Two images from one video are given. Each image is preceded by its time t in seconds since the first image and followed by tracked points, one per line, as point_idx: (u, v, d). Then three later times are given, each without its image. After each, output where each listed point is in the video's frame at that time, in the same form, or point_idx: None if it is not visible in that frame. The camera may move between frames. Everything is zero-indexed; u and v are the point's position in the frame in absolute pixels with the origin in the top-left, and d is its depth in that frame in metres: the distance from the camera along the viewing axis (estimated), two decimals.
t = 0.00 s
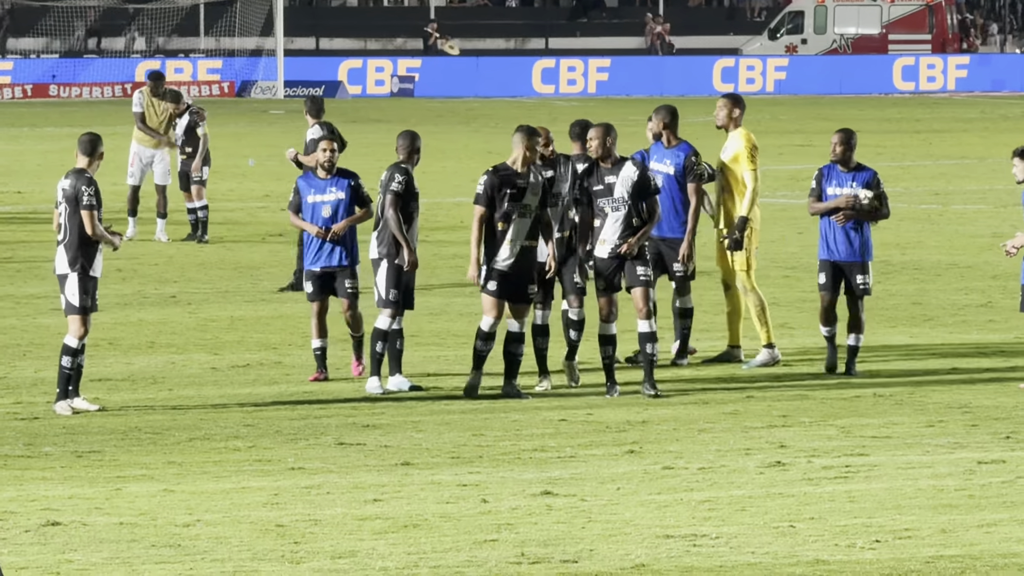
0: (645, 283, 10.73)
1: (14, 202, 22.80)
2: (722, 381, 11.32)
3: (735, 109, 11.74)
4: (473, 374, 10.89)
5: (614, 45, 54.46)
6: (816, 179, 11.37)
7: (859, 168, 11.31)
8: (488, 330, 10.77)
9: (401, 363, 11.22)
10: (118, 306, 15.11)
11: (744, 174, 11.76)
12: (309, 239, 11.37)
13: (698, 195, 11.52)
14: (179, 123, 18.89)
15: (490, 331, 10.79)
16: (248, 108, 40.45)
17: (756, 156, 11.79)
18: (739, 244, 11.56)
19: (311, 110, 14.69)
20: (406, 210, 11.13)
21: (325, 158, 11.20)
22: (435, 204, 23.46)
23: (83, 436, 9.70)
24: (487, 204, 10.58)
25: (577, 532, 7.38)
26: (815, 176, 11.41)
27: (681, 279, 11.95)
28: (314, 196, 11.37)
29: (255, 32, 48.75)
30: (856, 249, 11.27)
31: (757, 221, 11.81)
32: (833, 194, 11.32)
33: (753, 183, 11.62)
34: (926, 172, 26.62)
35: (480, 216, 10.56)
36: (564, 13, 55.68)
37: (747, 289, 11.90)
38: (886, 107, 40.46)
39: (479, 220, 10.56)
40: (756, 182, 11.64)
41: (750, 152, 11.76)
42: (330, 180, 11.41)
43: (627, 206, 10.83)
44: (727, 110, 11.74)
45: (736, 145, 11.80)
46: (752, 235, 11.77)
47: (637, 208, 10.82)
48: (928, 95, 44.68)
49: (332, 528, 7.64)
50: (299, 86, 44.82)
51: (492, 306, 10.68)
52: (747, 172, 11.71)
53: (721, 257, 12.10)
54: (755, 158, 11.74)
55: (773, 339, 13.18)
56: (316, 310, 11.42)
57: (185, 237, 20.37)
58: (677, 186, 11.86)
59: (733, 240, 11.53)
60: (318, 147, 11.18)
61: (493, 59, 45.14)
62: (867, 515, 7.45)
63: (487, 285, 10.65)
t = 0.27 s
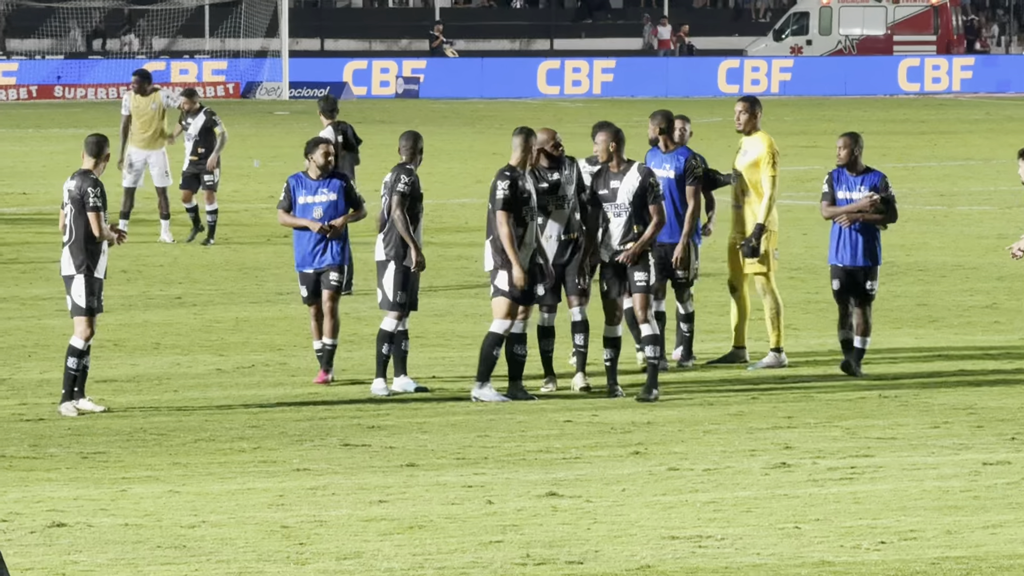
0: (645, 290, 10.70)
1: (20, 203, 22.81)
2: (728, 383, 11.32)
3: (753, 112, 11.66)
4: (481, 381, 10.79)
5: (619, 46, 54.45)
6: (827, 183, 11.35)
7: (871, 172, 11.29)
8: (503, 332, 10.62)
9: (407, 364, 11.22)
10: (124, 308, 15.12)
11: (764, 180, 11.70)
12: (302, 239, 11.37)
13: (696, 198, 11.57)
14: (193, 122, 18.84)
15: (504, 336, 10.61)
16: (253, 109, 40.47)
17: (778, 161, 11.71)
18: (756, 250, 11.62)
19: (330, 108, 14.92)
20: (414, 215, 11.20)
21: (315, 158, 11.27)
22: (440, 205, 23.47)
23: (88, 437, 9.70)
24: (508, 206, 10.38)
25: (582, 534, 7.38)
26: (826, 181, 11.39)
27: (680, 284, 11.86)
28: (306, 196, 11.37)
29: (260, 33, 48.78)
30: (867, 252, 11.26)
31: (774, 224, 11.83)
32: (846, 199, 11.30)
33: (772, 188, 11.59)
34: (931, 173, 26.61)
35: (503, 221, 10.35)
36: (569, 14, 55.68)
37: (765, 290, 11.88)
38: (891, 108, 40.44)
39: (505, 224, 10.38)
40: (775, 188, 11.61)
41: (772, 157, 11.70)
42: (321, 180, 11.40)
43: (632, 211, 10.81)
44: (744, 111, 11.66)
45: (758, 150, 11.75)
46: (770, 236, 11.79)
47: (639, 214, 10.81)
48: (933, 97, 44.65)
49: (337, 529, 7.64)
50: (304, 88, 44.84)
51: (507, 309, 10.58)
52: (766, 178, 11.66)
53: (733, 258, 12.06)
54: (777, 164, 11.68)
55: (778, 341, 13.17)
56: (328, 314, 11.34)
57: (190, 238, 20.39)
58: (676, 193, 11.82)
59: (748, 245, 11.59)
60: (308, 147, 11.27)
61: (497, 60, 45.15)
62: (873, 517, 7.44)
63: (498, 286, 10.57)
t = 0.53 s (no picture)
0: (649, 299, 10.57)
1: (28, 207, 22.83)
2: (737, 386, 11.33)
3: (771, 118, 11.82)
4: (490, 387, 10.79)
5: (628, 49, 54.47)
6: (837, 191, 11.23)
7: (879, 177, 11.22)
8: (506, 339, 10.63)
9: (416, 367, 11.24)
10: (133, 311, 15.14)
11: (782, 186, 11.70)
12: (297, 243, 11.24)
13: (699, 197, 11.32)
14: (206, 128, 18.79)
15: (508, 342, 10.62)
16: (261, 113, 40.51)
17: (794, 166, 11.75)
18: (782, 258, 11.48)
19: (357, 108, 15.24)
20: (420, 216, 11.23)
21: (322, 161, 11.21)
22: (449, 209, 23.49)
23: (97, 441, 9.68)
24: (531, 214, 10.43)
25: (591, 537, 7.38)
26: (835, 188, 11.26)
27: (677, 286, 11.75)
28: (307, 200, 11.27)
29: (269, 36, 48.85)
30: (884, 257, 11.15)
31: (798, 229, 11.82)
32: (856, 205, 11.20)
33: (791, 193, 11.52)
34: (940, 176, 26.58)
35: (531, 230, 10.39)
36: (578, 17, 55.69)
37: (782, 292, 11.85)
38: (900, 111, 40.40)
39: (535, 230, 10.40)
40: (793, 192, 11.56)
41: (789, 162, 11.73)
42: (324, 187, 11.33)
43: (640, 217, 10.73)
44: (763, 119, 11.83)
45: (775, 155, 11.78)
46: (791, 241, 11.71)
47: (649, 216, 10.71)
48: (941, 99, 44.62)
49: (346, 532, 7.65)
50: (313, 91, 44.88)
51: (511, 316, 10.61)
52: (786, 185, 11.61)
53: (754, 262, 12.04)
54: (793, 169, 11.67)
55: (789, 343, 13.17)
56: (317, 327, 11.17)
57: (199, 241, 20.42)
58: (677, 192, 11.71)
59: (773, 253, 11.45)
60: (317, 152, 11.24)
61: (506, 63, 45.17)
62: (882, 520, 7.43)
63: (505, 293, 10.59)
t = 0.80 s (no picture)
0: (651, 302, 10.51)
1: (38, 208, 22.87)
2: (745, 388, 11.34)
3: (785, 121, 11.72)
4: (498, 390, 10.80)
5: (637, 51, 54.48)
6: (841, 194, 11.23)
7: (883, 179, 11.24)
8: (506, 340, 10.67)
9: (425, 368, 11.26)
10: (142, 313, 15.16)
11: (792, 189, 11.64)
12: (294, 242, 11.17)
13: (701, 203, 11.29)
14: (211, 130, 18.64)
15: (508, 345, 10.67)
16: (270, 115, 40.55)
17: (802, 170, 11.67)
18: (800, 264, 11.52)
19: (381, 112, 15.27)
20: (424, 219, 11.24)
21: (326, 162, 11.16)
22: (458, 210, 23.51)
23: (106, 442, 9.68)
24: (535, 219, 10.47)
25: (600, 538, 7.38)
26: (840, 189, 11.25)
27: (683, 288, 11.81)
28: (310, 201, 11.22)
29: (278, 38, 48.90)
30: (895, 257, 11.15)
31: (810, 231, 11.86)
32: (863, 207, 11.22)
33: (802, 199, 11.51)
34: (949, 177, 26.57)
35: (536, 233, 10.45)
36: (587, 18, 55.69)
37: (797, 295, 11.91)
38: (908, 113, 40.37)
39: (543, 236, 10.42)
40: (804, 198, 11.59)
41: (798, 166, 11.65)
42: (326, 188, 11.31)
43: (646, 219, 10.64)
44: (779, 121, 11.74)
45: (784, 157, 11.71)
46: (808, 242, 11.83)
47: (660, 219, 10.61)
48: (950, 101, 44.57)
49: (355, 534, 7.66)
50: (322, 93, 44.92)
51: (509, 317, 10.64)
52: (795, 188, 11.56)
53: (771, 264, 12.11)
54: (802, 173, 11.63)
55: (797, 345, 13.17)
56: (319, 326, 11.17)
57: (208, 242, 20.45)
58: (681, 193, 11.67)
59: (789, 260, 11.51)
60: (319, 152, 11.18)
61: (515, 65, 45.20)
62: (891, 521, 7.43)
63: (506, 295, 10.58)
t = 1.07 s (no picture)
0: (661, 307, 10.57)
1: (50, 213, 22.92)
2: (757, 392, 11.33)
3: (808, 124, 11.66)
4: (509, 395, 10.82)
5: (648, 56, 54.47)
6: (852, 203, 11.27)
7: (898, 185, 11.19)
8: (515, 345, 10.69)
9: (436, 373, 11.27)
10: (153, 318, 15.19)
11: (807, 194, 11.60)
12: (295, 249, 11.04)
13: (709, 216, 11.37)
14: (222, 133, 18.67)
15: (517, 349, 10.70)
16: (281, 120, 40.62)
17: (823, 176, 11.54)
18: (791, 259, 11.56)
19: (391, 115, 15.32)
20: (433, 224, 11.15)
21: (320, 169, 11.05)
22: (469, 215, 23.53)
23: (118, 447, 9.69)
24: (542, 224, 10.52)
25: (612, 543, 7.39)
26: (854, 197, 11.30)
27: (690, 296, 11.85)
28: (317, 211, 11.10)
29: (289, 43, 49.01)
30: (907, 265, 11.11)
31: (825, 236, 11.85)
32: (874, 215, 11.20)
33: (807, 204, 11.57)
34: (961, 181, 26.54)
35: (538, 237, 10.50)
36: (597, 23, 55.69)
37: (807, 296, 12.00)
38: (919, 116, 40.31)
39: (540, 242, 10.51)
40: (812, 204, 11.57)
41: (817, 171, 11.51)
42: (323, 196, 11.17)
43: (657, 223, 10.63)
44: (801, 125, 11.68)
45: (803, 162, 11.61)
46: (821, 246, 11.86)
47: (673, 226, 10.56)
48: (962, 105, 44.49)
49: (367, 539, 7.67)
50: (333, 98, 44.97)
51: (516, 323, 10.65)
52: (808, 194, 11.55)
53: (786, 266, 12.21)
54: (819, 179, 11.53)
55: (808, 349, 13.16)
56: (328, 334, 11.15)
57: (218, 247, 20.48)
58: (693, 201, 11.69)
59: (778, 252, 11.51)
60: (311, 158, 11.05)
61: (526, 70, 45.22)
62: (902, 526, 7.42)
63: (515, 299, 10.63)
